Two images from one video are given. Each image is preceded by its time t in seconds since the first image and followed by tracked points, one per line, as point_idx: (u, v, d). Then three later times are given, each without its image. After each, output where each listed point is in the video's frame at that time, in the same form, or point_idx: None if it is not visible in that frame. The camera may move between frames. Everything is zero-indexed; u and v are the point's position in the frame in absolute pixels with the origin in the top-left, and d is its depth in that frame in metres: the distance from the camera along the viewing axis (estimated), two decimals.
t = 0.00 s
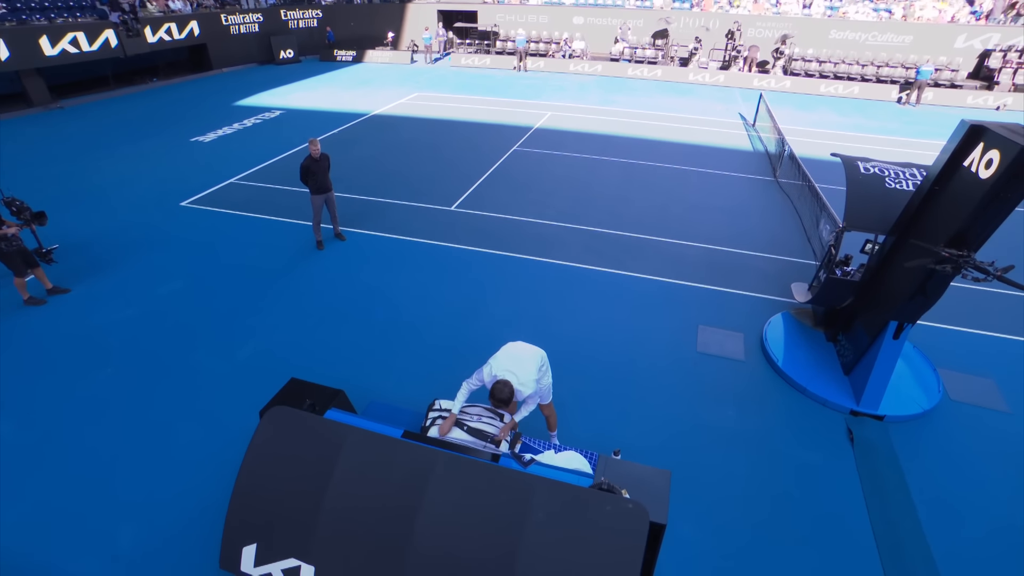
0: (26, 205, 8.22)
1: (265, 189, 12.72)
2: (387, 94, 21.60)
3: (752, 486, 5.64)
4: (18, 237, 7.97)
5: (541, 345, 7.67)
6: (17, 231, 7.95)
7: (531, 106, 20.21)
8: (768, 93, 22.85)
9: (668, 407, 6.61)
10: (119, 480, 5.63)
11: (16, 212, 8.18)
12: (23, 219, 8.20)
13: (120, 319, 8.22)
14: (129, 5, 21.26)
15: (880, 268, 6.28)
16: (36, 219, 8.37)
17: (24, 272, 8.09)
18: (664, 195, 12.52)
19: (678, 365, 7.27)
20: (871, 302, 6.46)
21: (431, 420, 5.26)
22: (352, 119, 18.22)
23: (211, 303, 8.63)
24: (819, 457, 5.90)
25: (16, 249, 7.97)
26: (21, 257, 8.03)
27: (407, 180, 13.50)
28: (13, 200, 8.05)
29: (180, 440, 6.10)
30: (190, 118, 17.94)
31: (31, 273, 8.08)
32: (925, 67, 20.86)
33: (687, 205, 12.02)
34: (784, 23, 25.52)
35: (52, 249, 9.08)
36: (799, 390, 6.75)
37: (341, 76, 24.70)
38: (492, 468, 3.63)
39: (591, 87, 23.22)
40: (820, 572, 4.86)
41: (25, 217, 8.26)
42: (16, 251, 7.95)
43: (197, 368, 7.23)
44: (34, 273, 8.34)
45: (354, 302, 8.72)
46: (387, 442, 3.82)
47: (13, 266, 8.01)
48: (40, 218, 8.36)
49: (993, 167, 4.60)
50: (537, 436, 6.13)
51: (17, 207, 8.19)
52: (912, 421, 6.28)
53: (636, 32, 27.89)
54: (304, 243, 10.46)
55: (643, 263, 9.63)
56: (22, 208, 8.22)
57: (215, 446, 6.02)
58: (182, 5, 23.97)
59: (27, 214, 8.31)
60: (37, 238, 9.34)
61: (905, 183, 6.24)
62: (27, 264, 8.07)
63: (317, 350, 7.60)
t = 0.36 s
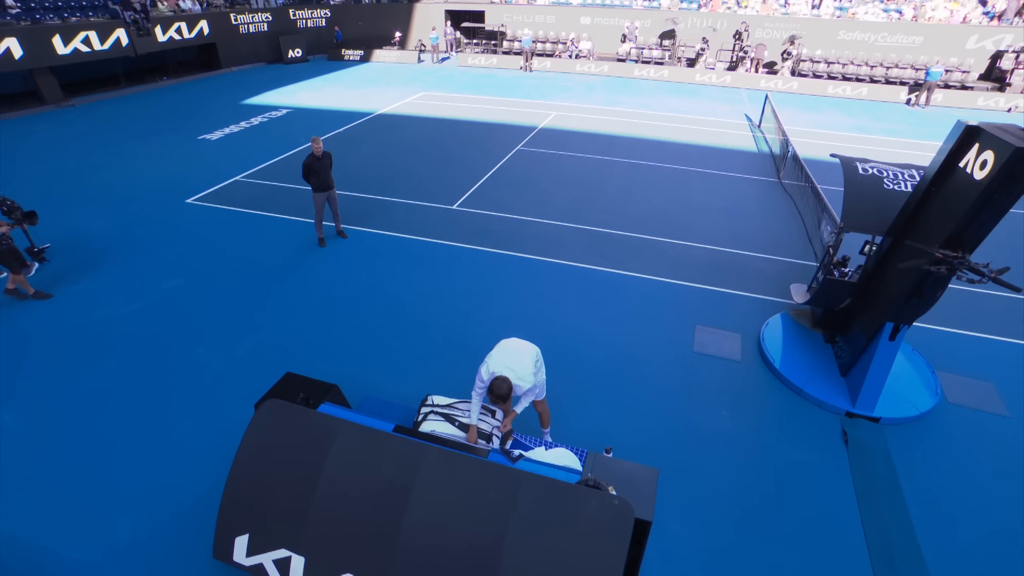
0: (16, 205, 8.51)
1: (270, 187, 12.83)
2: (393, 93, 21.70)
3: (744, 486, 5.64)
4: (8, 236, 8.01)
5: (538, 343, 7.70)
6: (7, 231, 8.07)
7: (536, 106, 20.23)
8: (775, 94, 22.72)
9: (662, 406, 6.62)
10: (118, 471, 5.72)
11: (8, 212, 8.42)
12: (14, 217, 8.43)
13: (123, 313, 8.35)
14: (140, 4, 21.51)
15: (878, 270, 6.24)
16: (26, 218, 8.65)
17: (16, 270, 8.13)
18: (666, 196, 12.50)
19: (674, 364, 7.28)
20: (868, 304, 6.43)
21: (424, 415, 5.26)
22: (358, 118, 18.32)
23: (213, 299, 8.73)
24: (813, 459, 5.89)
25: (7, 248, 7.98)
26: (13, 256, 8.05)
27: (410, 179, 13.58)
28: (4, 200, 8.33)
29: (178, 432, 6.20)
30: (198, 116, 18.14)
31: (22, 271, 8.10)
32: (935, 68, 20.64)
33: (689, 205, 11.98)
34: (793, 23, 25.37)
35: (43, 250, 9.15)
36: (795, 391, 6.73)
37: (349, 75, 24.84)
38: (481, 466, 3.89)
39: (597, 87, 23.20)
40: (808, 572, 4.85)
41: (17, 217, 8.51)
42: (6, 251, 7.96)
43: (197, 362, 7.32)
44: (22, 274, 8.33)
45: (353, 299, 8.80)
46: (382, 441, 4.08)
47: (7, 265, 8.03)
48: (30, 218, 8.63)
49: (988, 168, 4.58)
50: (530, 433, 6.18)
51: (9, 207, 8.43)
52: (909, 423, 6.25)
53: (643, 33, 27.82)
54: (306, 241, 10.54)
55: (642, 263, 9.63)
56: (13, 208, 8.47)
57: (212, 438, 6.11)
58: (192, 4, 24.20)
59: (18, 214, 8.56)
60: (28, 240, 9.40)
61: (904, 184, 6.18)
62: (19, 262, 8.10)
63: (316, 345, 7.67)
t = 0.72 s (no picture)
0: (8, 202, 8.09)
1: (273, 185, 12.93)
2: (398, 93, 21.79)
3: (737, 486, 5.64)
4: None
5: (535, 341, 7.74)
6: None
7: (541, 106, 20.27)
8: (781, 95, 22.61)
9: (658, 405, 6.64)
10: (116, 464, 5.80)
11: None
12: (5, 216, 8.08)
13: (127, 308, 8.44)
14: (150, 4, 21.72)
15: (876, 271, 6.22)
16: (19, 216, 8.24)
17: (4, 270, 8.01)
18: (667, 196, 12.48)
19: (671, 364, 7.30)
20: (865, 305, 6.40)
21: (416, 411, 5.32)
22: (363, 117, 18.41)
23: (215, 296, 8.81)
24: (807, 459, 5.88)
25: None
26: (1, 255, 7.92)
27: (413, 178, 13.64)
28: None
29: (178, 425, 6.28)
30: (205, 115, 18.29)
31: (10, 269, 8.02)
32: (943, 69, 20.46)
33: (691, 206, 11.96)
34: (799, 24, 25.26)
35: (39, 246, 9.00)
36: (791, 392, 6.72)
37: (355, 75, 24.97)
38: (472, 460, 3.92)
39: (602, 87, 23.19)
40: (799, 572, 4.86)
41: (9, 214, 8.14)
42: None
43: (198, 357, 7.40)
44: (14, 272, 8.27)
45: (353, 296, 8.85)
46: (374, 434, 4.12)
47: None
48: (22, 216, 8.20)
49: (982, 169, 4.56)
50: (525, 431, 6.21)
51: None
52: (905, 425, 6.23)
53: (649, 33, 27.77)
54: (309, 238, 10.62)
55: (642, 263, 9.63)
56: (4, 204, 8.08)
57: (211, 432, 6.18)
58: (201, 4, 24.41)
59: (10, 211, 8.16)
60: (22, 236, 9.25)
61: (902, 185, 6.17)
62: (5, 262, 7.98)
63: (315, 342, 7.73)
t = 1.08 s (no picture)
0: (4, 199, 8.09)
1: (278, 183, 13.02)
2: (404, 92, 21.89)
3: (731, 486, 5.65)
4: None
5: (533, 340, 7.76)
6: None
7: (545, 106, 20.29)
8: (788, 96, 22.49)
9: (654, 405, 6.65)
10: (115, 456, 5.87)
11: None
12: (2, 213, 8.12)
13: (130, 303, 8.55)
14: (160, 4, 21.94)
15: (874, 272, 6.18)
16: (15, 213, 8.29)
17: (3, 267, 8.09)
18: (670, 197, 12.45)
19: (669, 363, 7.30)
20: (864, 306, 6.37)
21: (412, 407, 5.35)
22: (368, 116, 18.51)
23: (216, 292, 8.89)
24: (802, 460, 5.88)
25: None
26: None
27: (417, 177, 13.70)
28: None
29: (178, 419, 6.35)
30: (212, 113, 18.44)
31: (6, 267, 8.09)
32: (952, 70, 20.27)
33: (693, 206, 11.94)
34: (807, 25, 25.15)
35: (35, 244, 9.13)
36: (788, 393, 6.72)
37: (362, 74, 25.10)
38: (464, 456, 3.94)
39: (608, 88, 23.17)
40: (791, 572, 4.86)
41: (4, 212, 8.15)
42: None
43: (199, 353, 7.48)
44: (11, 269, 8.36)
45: (354, 294, 8.92)
46: (367, 428, 4.16)
47: None
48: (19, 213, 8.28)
49: (979, 169, 4.56)
50: (520, 428, 6.24)
51: None
52: (903, 427, 6.20)
53: (656, 34, 27.72)
54: (312, 236, 10.70)
55: (642, 263, 9.63)
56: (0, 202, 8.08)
57: (210, 426, 6.25)
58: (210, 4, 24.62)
59: (5, 209, 8.16)
60: (19, 232, 9.31)
61: (901, 186, 6.14)
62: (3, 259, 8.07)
63: (315, 338, 7.79)
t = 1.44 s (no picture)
0: (8, 196, 8.24)
1: (284, 181, 13.13)
2: (411, 92, 21.97)
3: (727, 487, 5.64)
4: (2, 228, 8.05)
5: (533, 339, 7.78)
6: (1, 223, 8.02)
7: (552, 106, 20.30)
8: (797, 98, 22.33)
9: (652, 405, 6.65)
10: (117, 448, 5.96)
11: None
12: (5, 210, 8.23)
13: (136, 298, 8.66)
14: (171, 4, 22.18)
15: (876, 274, 6.14)
16: (19, 210, 8.44)
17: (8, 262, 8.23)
18: (674, 198, 12.41)
19: (668, 364, 7.30)
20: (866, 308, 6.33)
21: (409, 402, 5.38)
22: (375, 115, 18.60)
23: (220, 288, 8.98)
24: (799, 462, 5.86)
25: None
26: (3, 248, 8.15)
27: (422, 176, 13.76)
28: None
29: (180, 412, 6.43)
30: (221, 111, 18.61)
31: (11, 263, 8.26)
32: (964, 71, 20.03)
33: (697, 207, 11.92)
34: (816, 25, 25.01)
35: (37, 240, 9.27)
36: (788, 394, 6.69)
37: (370, 73, 25.22)
38: (458, 452, 3.97)
39: (615, 88, 23.12)
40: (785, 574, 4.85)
41: (8, 209, 8.30)
42: None
43: (201, 348, 7.57)
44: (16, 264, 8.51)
45: (356, 291, 8.98)
46: (364, 424, 4.19)
47: None
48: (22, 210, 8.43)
49: (980, 171, 4.52)
50: (518, 426, 6.26)
51: None
52: (903, 430, 6.17)
53: (664, 34, 27.65)
54: (316, 234, 10.77)
55: (645, 264, 9.62)
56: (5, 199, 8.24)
57: (211, 420, 6.32)
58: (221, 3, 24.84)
59: (10, 205, 8.32)
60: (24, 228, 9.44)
61: (904, 188, 6.10)
62: (9, 255, 8.21)
63: (316, 335, 7.86)
